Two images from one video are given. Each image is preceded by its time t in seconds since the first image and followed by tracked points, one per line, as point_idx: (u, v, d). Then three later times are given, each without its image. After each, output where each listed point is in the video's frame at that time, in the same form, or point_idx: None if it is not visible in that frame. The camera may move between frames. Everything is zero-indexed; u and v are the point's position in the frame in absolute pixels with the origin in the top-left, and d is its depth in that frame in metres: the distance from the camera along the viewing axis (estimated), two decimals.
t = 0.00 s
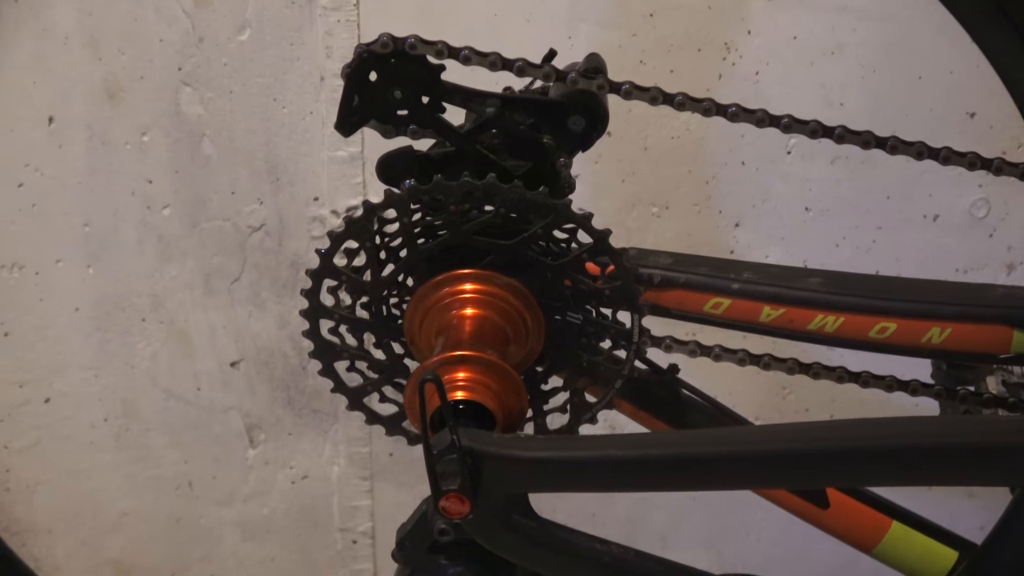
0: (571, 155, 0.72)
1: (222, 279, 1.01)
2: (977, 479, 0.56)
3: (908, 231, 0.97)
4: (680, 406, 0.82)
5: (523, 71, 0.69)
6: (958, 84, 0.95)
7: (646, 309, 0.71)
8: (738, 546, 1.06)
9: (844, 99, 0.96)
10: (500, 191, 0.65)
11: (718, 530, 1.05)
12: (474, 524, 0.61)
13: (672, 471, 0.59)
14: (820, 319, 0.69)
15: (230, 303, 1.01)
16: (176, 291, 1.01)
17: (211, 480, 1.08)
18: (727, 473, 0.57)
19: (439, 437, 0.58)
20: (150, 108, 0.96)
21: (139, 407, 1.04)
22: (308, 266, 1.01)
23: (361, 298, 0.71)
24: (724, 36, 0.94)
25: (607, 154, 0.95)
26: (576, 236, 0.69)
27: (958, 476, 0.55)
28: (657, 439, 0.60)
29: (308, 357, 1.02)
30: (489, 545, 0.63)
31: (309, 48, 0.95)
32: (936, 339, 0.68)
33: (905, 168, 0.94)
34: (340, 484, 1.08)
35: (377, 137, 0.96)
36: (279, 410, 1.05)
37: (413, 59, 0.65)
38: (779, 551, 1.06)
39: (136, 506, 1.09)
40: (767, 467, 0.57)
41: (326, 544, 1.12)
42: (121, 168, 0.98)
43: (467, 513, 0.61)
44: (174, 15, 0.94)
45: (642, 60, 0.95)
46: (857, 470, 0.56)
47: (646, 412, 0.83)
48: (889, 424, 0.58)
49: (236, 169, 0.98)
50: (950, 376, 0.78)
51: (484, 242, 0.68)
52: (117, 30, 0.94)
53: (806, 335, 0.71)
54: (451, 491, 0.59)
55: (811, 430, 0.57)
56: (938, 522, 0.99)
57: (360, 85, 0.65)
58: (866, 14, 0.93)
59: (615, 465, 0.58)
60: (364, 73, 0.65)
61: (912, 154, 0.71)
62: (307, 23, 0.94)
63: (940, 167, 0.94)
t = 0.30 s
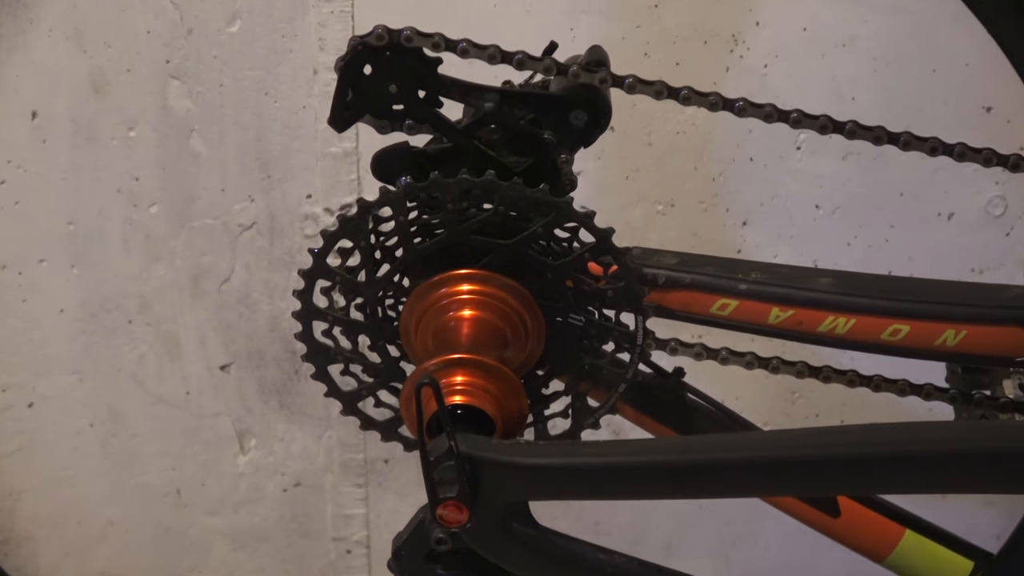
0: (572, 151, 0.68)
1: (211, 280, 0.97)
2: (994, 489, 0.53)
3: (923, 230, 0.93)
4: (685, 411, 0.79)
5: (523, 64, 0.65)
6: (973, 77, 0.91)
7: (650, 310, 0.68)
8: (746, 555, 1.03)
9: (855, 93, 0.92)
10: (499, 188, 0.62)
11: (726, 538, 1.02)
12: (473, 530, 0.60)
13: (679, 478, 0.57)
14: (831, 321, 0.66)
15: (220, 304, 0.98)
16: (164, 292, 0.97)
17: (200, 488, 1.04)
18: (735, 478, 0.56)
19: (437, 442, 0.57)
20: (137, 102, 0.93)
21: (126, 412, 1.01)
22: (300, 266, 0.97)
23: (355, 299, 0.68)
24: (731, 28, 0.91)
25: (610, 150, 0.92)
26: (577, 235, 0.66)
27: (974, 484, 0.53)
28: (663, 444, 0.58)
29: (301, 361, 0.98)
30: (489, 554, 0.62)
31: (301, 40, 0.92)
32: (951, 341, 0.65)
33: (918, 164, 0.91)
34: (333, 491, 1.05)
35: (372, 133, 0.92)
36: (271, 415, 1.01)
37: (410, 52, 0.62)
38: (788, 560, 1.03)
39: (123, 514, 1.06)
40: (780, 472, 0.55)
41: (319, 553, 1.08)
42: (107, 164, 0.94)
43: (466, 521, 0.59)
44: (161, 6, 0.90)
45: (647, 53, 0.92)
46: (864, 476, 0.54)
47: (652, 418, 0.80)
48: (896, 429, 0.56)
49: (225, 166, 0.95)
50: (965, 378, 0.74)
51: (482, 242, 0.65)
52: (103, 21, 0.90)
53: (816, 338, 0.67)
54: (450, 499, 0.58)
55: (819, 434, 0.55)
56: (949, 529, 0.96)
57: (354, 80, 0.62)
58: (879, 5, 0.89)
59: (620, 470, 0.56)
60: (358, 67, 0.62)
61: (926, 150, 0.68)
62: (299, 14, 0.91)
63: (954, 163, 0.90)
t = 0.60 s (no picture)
0: (574, 147, 0.65)
1: (200, 280, 0.94)
2: (1010, 497, 0.51)
3: (937, 229, 0.90)
4: (690, 417, 0.75)
5: (523, 57, 0.63)
6: (988, 71, 0.88)
7: (654, 311, 0.65)
8: (754, 563, 1.01)
9: (867, 86, 0.89)
10: (498, 183, 0.58)
11: (733, 545, 1.00)
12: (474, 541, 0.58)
13: (689, 484, 0.55)
14: (842, 322, 0.63)
15: (209, 306, 0.94)
16: (151, 292, 0.94)
17: (188, 495, 1.01)
18: (746, 484, 0.54)
19: (434, 448, 0.55)
20: (124, 96, 0.89)
21: (112, 417, 0.98)
22: (293, 266, 0.94)
23: (349, 300, 0.64)
24: (738, 19, 0.88)
25: (613, 145, 0.89)
26: (579, 234, 0.63)
27: (991, 492, 0.51)
28: (672, 450, 0.56)
29: (293, 364, 0.95)
30: (488, 566, 0.60)
31: (293, 31, 0.88)
32: (967, 343, 0.62)
33: (932, 159, 0.88)
34: (327, 499, 1.01)
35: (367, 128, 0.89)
36: (262, 420, 0.98)
37: (407, 44, 0.59)
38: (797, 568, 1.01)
39: (109, 521, 1.02)
40: (792, 478, 0.53)
41: (311, 563, 1.05)
42: (92, 160, 0.91)
43: (464, 529, 0.57)
44: None
45: (651, 45, 0.89)
46: (878, 484, 0.52)
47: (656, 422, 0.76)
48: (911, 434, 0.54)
49: (215, 162, 0.91)
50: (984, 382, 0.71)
51: (481, 240, 0.62)
52: (88, 12, 0.87)
53: (827, 340, 0.64)
54: (448, 507, 0.55)
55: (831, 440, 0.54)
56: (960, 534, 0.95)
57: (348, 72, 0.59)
58: None
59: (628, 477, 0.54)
60: (353, 59, 0.59)
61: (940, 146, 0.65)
62: (292, 4, 0.87)
63: (968, 159, 0.87)
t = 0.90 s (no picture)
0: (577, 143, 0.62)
1: (188, 280, 0.91)
2: None
3: (954, 227, 0.87)
4: (695, 423, 0.72)
5: (522, 49, 0.59)
6: (1005, 63, 0.85)
7: (659, 313, 0.61)
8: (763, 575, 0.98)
9: (880, 80, 0.86)
10: (498, 181, 0.56)
11: (741, 557, 0.98)
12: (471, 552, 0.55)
13: (700, 494, 0.52)
14: (852, 324, 0.60)
15: (198, 307, 0.91)
16: (138, 293, 0.91)
17: (176, 503, 0.98)
18: (760, 494, 0.51)
19: (431, 454, 0.53)
20: (109, 89, 0.86)
21: (98, 422, 0.94)
22: (284, 266, 0.91)
23: (342, 301, 0.61)
24: (747, 10, 0.85)
25: (617, 140, 0.86)
26: (582, 232, 0.59)
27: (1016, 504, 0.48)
28: (683, 457, 0.53)
29: (286, 367, 0.92)
30: None
31: (285, 22, 0.85)
32: (983, 347, 0.58)
33: (948, 154, 0.84)
34: (320, 508, 0.98)
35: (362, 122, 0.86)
36: (253, 425, 0.95)
37: (402, 36, 0.56)
38: None
39: (94, 530, 0.99)
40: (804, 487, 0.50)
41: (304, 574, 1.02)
42: (76, 156, 0.88)
43: (462, 538, 0.54)
44: None
45: (656, 37, 0.86)
46: (893, 495, 0.49)
47: (661, 428, 0.73)
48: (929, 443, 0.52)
49: (204, 158, 0.88)
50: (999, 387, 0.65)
51: (480, 239, 0.59)
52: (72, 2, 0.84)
53: (837, 343, 0.61)
54: (444, 515, 0.53)
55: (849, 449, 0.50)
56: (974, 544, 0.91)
57: (342, 65, 0.57)
58: None
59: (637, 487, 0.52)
60: (346, 52, 0.56)
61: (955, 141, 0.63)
62: None
63: (985, 155, 0.84)
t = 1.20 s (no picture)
0: (580, 138, 0.59)
1: (176, 280, 0.87)
2: None
3: (970, 224, 0.84)
4: (703, 430, 0.69)
5: (524, 41, 0.57)
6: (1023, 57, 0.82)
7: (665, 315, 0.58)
8: None
9: (893, 73, 0.83)
10: (498, 178, 0.53)
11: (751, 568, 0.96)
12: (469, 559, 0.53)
13: (710, 501, 0.50)
14: (865, 325, 0.57)
15: (186, 309, 0.88)
16: (124, 294, 0.88)
17: (164, 512, 0.95)
18: (769, 499, 0.49)
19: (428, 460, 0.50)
20: (94, 83, 0.83)
21: (83, 428, 0.91)
22: (276, 265, 0.88)
23: (335, 302, 0.58)
24: None
25: (622, 135, 0.83)
26: (584, 230, 0.56)
27: None
28: (691, 462, 0.51)
29: (278, 370, 0.89)
30: None
31: (276, 12, 0.82)
32: (1001, 349, 0.56)
33: (964, 149, 0.81)
34: (313, 516, 0.95)
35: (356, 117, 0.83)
36: (244, 431, 0.92)
37: (399, 27, 0.53)
38: None
39: (80, 539, 0.96)
40: (813, 494, 0.49)
41: None
42: (59, 152, 0.84)
43: (461, 547, 0.52)
44: None
45: (662, 28, 0.83)
46: (908, 501, 0.48)
47: (667, 434, 0.69)
48: (944, 448, 0.50)
49: (192, 154, 0.85)
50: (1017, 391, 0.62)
51: (479, 237, 0.55)
52: None
53: (850, 346, 0.58)
54: (442, 524, 0.51)
55: (864, 453, 0.49)
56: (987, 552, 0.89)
57: (335, 58, 0.54)
58: None
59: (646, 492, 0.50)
60: (339, 44, 0.53)
61: (972, 137, 0.61)
62: None
63: (1002, 151, 0.81)
